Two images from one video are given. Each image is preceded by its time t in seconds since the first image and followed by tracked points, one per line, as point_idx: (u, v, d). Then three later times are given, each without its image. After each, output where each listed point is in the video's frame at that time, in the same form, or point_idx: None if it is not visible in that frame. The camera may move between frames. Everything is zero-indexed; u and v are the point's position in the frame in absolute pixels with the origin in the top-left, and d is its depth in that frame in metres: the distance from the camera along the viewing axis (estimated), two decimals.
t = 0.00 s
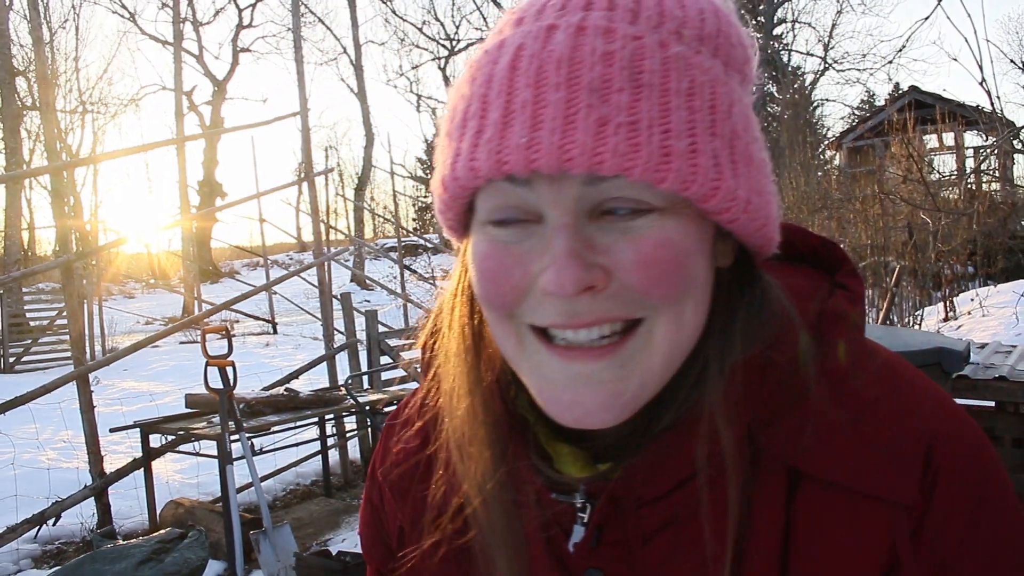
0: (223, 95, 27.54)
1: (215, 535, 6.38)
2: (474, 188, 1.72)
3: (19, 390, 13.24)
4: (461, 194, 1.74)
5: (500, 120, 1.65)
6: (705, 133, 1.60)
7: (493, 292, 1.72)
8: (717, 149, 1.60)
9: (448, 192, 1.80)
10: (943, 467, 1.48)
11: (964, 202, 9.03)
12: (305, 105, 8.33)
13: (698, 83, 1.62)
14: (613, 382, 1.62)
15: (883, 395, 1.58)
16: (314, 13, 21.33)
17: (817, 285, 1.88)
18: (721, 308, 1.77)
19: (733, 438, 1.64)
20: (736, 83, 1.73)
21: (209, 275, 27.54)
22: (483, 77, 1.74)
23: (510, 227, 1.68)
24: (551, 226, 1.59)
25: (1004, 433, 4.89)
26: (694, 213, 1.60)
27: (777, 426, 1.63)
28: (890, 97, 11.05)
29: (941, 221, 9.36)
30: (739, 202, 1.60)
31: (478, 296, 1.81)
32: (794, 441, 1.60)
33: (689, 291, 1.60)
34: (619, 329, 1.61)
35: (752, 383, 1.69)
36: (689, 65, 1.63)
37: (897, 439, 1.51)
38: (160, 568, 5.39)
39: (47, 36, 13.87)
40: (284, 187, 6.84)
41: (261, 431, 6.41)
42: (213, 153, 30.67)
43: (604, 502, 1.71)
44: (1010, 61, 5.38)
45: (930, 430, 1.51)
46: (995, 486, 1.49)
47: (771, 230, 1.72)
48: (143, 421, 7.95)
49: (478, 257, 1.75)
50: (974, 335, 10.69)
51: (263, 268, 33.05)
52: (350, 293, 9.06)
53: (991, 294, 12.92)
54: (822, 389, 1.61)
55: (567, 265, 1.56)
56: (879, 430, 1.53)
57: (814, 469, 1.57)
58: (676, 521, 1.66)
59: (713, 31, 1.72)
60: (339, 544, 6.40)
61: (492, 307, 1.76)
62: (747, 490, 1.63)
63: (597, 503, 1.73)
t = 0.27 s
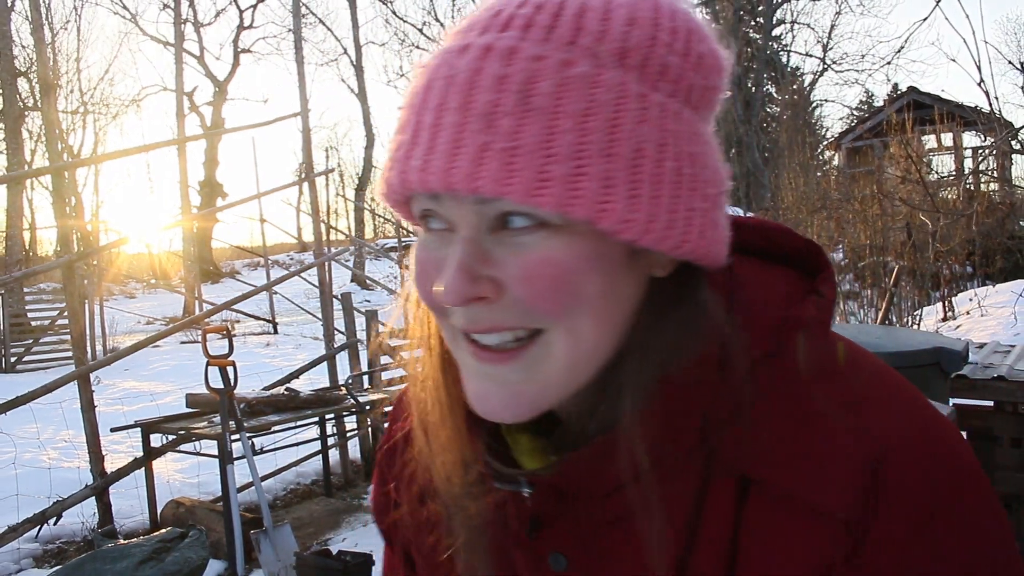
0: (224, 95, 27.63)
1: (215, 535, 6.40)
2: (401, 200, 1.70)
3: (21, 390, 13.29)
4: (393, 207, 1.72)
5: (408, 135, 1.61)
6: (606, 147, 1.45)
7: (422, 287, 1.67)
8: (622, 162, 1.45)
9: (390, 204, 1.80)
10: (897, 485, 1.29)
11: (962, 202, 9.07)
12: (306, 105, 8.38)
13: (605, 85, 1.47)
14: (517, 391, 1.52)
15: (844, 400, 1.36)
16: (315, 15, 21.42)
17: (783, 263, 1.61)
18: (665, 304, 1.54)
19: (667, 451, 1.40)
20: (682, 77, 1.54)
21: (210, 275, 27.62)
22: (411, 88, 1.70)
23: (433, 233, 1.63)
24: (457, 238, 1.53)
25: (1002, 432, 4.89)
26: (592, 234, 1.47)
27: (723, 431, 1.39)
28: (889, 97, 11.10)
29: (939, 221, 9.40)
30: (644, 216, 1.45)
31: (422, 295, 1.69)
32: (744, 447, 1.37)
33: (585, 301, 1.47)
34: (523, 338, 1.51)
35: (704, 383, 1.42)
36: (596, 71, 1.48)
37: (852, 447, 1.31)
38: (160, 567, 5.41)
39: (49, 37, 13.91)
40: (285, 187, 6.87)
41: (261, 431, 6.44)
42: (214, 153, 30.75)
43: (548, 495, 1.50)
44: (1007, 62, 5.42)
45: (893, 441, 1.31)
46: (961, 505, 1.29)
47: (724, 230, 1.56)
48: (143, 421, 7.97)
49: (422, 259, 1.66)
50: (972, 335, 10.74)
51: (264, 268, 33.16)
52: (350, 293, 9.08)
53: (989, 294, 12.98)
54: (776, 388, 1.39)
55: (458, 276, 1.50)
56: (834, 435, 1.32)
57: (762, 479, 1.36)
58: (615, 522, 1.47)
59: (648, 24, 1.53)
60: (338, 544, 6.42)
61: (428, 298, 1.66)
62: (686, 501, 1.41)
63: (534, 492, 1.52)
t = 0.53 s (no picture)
0: (223, 95, 27.56)
1: (214, 536, 6.35)
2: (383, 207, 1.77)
3: (19, 390, 13.23)
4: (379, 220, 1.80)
5: (375, 152, 1.69)
6: (523, 182, 1.46)
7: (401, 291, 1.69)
8: (539, 195, 1.45)
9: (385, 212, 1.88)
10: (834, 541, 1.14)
11: (964, 201, 9.02)
12: (306, 105, 8.34)
13: (530, 118, 1.47)
14: (457, 397, 1.56)
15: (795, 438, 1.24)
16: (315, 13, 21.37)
17: (776, 288, 1.48)
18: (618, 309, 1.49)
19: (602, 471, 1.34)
20: (627, 110, 1.49)
21: (210, 276, 27.55)
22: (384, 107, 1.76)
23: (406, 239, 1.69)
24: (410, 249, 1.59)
25: (1006, 433, 4.84)
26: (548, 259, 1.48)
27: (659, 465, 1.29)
28: (891, 97, 11.06)
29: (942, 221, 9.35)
30: (553, 252, 1.44)
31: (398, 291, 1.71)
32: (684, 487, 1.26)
33: (508, 320, 1.47)
34: (466, 346, 1.54)
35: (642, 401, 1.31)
36: (523, 107, 1.48)
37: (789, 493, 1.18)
38: (160, 569, 5.36)
39: (48, 36, 13.85)
40: (284, 187, 6.83)
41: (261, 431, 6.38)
42: (213, 154, 30.68)
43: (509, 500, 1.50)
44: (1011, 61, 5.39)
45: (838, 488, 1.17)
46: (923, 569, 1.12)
47: (680, 258, 1.49)
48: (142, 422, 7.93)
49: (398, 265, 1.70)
50: (975, 335, 10.70)
51: (264, 268, 33.10)
52: (349, 293, 9.04)
53: (991, 294, 12.94)
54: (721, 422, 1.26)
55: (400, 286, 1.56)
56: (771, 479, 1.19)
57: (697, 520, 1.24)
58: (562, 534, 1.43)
59: (591, 55, 1.49)
60: (338, 545, 6.37)
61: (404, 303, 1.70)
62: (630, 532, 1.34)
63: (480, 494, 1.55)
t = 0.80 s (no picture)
0: (222, 95, 27.46)
1: (212, 538, 6.23)
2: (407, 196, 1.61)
3: (16, 391, 13.11)
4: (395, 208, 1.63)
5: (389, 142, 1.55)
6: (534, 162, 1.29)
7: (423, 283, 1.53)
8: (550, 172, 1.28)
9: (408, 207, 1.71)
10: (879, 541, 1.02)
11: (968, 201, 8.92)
12: (304, 103, 8.23)
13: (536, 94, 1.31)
14: (492, 393, 1.38)
15: (831, 424, 1.10)
16: (313, 13, 21.29)
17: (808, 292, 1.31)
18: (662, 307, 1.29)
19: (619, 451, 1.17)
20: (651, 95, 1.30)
21: (209, 276, 27.45)
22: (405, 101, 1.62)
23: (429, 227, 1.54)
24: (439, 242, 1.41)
25: (1011, 434, 4.73)
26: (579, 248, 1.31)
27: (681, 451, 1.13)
28: (894, 95, 10.97)
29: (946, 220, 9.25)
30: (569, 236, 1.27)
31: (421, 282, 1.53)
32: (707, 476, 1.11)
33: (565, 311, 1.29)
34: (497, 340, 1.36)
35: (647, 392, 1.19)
36: (555, 93, 1.31)
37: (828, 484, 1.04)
38: (157, 571, 5.25)
39: (45, 35, 13.75)
40: (282, 185, 6.72)
41: (259, 431, 6.26)
42: (212, 154, 30.58)
43: (527, 488, 1.40)
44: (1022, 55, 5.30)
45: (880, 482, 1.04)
46: None
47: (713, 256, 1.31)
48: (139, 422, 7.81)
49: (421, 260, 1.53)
50: (979, 335, 10.59)
51: (263, 269, 33.01)
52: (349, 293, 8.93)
53: (995, 294, 12.83)
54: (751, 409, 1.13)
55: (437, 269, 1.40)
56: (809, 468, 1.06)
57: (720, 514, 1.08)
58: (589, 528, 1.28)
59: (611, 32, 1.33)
60: (338, 547, 6.26)
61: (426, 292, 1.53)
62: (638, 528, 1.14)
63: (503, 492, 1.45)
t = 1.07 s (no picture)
0: (220, 94, 27.34)
1: (211, 539, 6.20)
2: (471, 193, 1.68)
3: (14, 392, 13.07)
4: (460, 203, 1.73)
5: (465, 131, 1.69)
6: (627, 134, 1.49)
7: (505, 288, 1.63)
8: (646, 145, 1.48)
9: (452, 200, 1.75)
10: (939, 501, 1.29)
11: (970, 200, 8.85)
12: (304, 102, 8.19)
13: (620, 75, 1.53)
14: (609, 382, 1.51)
15: (890, 410, 1.37)
16: (310, 12, 21.18)
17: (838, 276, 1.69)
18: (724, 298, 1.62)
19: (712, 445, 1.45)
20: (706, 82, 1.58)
21: (207, 276, 27.35)
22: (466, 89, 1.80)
23: (507, 228, 1.64)
24: (538, 230, 1.55)
25: (1013, 435, 4.72)
26: (672, 212, 1.50)
27: (764, 438, 1.43)
28: (896, 94, 10.89)
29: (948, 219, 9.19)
30: (664, 193, 1.46)
31: (502, 283, 1.64)
32: (786, 458, 1.40)
33: (674, 286, 1.49)
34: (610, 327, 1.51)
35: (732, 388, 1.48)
36: (663, 64, 1.55)
37: (894, 458, 1.32)
38: (156, 572, 5.21)
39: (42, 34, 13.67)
40: (282, 185, 6.68)
41: (258, 432, 6.23)
42: (210, 153, 30.46)
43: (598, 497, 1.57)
44: None
45: (937, 455, 1.31)
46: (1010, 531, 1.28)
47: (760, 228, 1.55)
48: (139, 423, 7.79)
49: (495, 259, 1.64)
50: (981, 336, 10.52)
51: (261, 269, 32.89)
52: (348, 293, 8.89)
53: (996, 294, 12.78)
54: (824, 403, 1.41)
55: (552, 263, 1.49)
56: (874, 447, 1.34)
57: (799, 486, 1.38)
58: (675, 521, 1.49)
59: (680, 32, 1.58)
60: (338, 548, 6.23)
61: (504, 298, 1.65)
62: (730, 502, 1.44)
63: (580, 493, 1.60)
